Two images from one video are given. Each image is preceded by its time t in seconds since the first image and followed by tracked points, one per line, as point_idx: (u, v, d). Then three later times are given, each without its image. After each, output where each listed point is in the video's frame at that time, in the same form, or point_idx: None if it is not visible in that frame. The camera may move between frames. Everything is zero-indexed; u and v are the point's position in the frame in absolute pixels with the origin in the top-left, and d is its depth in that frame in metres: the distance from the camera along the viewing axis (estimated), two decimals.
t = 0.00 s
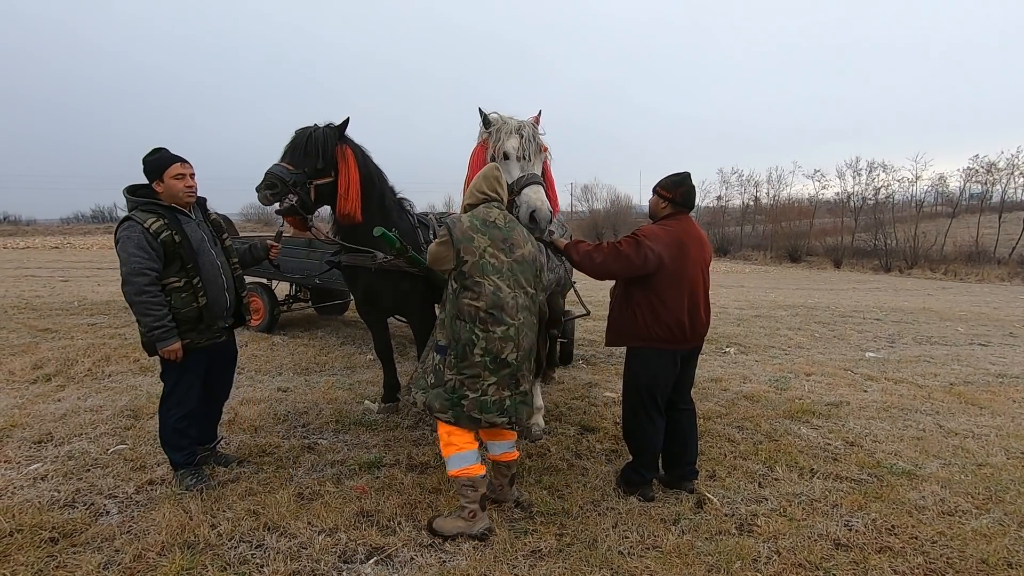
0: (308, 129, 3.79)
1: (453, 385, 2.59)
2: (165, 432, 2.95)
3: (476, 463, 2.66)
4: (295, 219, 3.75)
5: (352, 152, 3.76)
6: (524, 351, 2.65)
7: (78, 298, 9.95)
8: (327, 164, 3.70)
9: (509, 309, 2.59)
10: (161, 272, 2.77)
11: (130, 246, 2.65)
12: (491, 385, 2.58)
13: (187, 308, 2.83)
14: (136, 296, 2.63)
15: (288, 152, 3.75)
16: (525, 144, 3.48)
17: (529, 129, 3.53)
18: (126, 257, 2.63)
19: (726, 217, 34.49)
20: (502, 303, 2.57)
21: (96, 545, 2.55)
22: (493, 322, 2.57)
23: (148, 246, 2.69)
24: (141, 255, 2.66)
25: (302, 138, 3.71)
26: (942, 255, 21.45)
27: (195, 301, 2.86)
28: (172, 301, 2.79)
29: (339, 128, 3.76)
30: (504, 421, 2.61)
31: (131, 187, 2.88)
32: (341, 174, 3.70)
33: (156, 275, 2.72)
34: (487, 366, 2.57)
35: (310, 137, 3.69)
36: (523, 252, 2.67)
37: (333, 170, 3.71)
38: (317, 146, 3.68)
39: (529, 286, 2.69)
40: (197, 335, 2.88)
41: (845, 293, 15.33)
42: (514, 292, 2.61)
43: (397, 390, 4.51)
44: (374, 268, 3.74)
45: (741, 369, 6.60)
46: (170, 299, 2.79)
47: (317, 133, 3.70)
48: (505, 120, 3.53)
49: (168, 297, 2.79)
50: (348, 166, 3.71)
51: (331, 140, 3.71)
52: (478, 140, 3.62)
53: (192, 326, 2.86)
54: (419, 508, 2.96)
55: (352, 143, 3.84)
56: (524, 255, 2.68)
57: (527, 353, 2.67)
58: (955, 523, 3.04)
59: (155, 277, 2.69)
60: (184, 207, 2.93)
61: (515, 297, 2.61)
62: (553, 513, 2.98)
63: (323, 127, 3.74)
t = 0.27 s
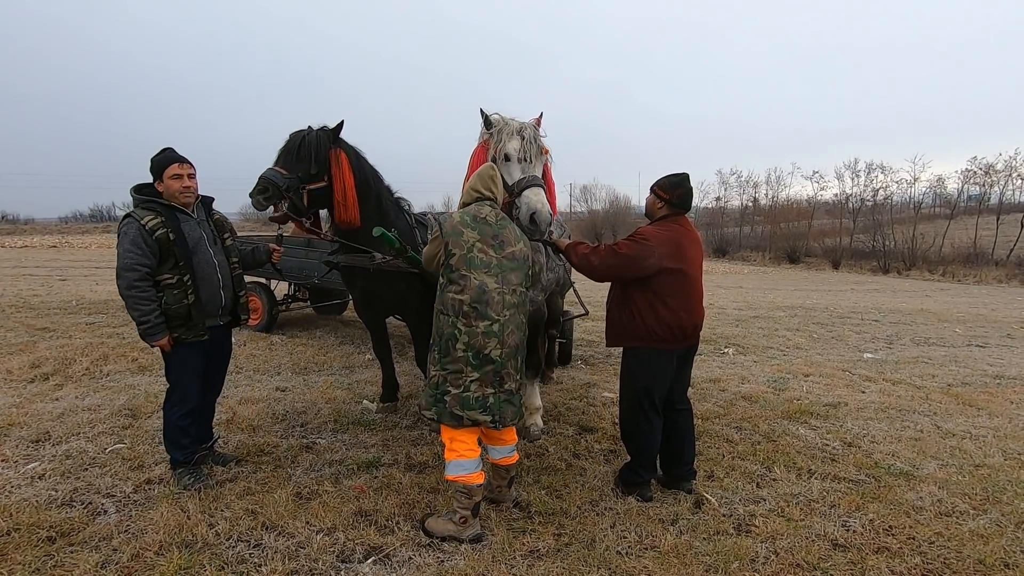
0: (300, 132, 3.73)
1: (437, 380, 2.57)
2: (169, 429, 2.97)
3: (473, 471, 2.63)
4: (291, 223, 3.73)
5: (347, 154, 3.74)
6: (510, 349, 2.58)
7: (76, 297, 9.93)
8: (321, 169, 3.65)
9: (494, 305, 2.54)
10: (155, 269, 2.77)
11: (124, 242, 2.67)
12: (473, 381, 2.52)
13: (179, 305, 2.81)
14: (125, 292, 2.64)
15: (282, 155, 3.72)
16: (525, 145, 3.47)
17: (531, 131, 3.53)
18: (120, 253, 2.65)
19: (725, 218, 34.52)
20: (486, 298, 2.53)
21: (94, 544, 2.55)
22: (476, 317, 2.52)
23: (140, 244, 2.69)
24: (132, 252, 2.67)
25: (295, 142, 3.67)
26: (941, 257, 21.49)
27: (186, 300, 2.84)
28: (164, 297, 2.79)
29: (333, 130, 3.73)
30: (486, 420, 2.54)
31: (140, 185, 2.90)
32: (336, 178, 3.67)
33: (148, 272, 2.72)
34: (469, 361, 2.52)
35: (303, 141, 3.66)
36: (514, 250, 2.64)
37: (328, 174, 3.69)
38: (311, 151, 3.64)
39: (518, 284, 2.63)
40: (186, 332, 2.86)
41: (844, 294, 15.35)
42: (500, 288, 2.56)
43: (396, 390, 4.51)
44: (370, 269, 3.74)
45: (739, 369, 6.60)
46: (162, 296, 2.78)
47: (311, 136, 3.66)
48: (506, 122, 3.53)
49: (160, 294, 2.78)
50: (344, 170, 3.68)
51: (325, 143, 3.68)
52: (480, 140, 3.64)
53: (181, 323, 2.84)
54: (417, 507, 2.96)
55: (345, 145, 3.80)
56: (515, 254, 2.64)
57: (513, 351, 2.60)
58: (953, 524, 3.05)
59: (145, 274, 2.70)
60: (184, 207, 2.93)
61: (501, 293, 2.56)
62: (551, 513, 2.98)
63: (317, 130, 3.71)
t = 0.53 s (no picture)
0: (298, 129, 3.66)
1: (435, 375, 2.58)
2: (171, 423, 2.96)
3: (473, 466, 2.64)
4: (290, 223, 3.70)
5: (345, 153, 3.72)
6: (508, 346, 2.59)
7: (73, 293, 9.90)
8: (321, 168, 3.59)
9: (495, 302, 2.54)
10: (150, 266, 2.78)
11: (121, 238, 2.69)
12: (471, 377, 2.53)
13: (173, 303, 2.82)
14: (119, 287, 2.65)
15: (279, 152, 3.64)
16: (540, 154, 3.44)
17: (542, 139, 3.49)
18: (117, 247, 2.68)
19: (723, 217, 34.56)
20: (487, 295, 2.53)
21: (91, 541, 2.55)
22: (476, 314, 2.52)
23: (136, 240, 2.70)
24: (127, 247, 2.68)
25: (294, 140, 3.61)
26: (938, 256, 21.54)
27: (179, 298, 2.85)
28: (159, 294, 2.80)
29: (332, 128, 3.69)
30: (483, 415, 2.55)
31: (146, 183, 2.91)
32: (336, 178, 3.65)
33: (143, 268, 2.73)
34: (469, 357, 2.53)
35: (303, 139, 3.58)
36: (514, 249, 2.65)
37: (328, 173, 3.64)
38: (311, 149, 3.57)
39: (517, 283, 2.63)
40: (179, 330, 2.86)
41: (841, 293, 15.38)
42: (500, 286, 2.56)
43: (394, 387, 4.51)
44: (368, 267, 3.74)
45: (737, 368, 6.62)
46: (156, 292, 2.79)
47: (310, 134, 3.59)
48: (519, 127, 3.47)
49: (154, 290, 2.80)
50: (343, 169, 3.66)
51: (325, 141, 3.63)
52: (489, 140, 3.54)
53: (174, 321, 2.85)
54: (415, 505, 2.96)
55: (343, 143, 3.78)
56: (515, 252, 2.65)
57: (511, 348, 2.60)
58: (948, 522, 3.06)
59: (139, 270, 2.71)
60: (185, 207, 2.93)
61: (500, 291, 2.56)
62: (549, 511, 2.99)
63: (316, 127, 3.64)
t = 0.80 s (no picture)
0: (297, 127, 3.62)
1: (433, 368, 2.58)
2: (165, 416, 2.98)
3: (469, 458, 2.64)
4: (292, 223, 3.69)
5: (345, 152, 3.70)
6: (506, 341, 2.59)
7: (71, 288, 9.88)
8: (321, 168, 3.58)
9: (493, 297, 2.54)
10: (153, 259, 2.77)
11: (124, 231, 2.68)
12: (469, 371, 2.53)
13: (174, 297, 2.81)
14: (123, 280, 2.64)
15: (278, 151, 3.61)
16: (555, 163, 3.52)
17: (555, 146, 3.55)
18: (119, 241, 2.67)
19: (721, 215, 34.58)
20: (485, 291, 2.53)
21: (90, 534, 2.55)
22: (475, 309, 2.52)
23: (139, 233, 2.69)
24: (130, 241, 2.67)
25: (293, 139, 3.58)
26: (935, 255, 21.59)
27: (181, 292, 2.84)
28: (160, 287, 2.79)
29: (331, 126, 3.66)
30: (480, 409, 2.55)
31: (147, 178, 2.91)
32: (336, 177, 3.64)
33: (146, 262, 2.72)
34: (466, 351, 2.52)
35: (302, 139, 3.56)
36: (515, 246, 2.65)
37: (328, 173, 3.64)
38: (312, 149, 3.56)
39: (517, 280, 2.63)
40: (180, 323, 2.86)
41: (839, 292, 15.42)
42: (499, 282, 2.56)
43: (392, 383, 4.51)
44: (369, 263, 3.74)
45: (734, 365, 6.63)
46: (159, 286, 2.78)
47: (310, 133, 3.57)
48: (534, 134, 3.49)
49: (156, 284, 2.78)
50: (344, 169, 3.65)
51: (324, 140, 3.61)
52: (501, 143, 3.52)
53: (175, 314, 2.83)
54: (413, 500, 2.97)
55: (342, 140, 3.75)
56: (515, 249, 2.65)
57: (509, 344, 2.60)
58: (943, 519, 3.08)
59: (143, 264, 2.70)
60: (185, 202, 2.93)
61: (499, 286, 2.56)
62: (547, 507, 2.99)
63: (315, 125, 3.61)
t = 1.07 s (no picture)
0: (293, 128, 3.61)
1: (427, 364, 2.58)
2: (165, 415, 2.97)
3: (464, 451, 2.64)
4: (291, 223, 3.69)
5: (343, 151, 3.69)
6: (499, 339, 2.58)
7: (68, 285, 9.86)
8: (319, 167, 3.56)
9: (487, 296, 2.54)
10: (153, 256, 2.76)
11: (124, 228, 2.67)
12: (461, 368, 2.52)
13: (174, 294, 2.81)
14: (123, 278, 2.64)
15: (276, 151, 3.60)
16: (574, 173, 3.53)
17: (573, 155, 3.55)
18: (119, 239, 2.66)
19: (720, 212, 34.59)
20: (479, 289, 2.53)
21: (88, 531, 2.55)
22: (468, 307, 2.53)
23: (139, 231, 2.68)
24: (130, 238, 2.66)
25: (292, 139, 3.56)
26: (934, 253, 21.61)
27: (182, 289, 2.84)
28: (161, 284, 2.79)
29: (329, 125, 3.65)
30: (472, 406, 2.55)
31: (142, 174, 2.90)
32: (335, 176, 3.64)
33: (146, 259, 2.72)
34: (459, 348, 2.52)
35: (300, 139, 3.55)
36: (512, 244, 2.65)
37: (327, 172, 3.63)
38: (309, 148, 3.55)
39: (512, 278, 2.63)
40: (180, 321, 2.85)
41: (837, 289, 15.43)
42: (494, 280, 2.56)
43: (391, 380, 4.52)
44: (369, 261, 3.74)
45: (732, 363, 6.64)
46: (160, 283, 2.78)
47: (307, 133, 3.55)
48: (556, 141, 3.47)
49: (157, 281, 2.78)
50: (342, 168, 3.65)
51: (322, 139, 3.60)
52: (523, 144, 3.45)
53: (177, 312, 2.84)
54: (412, 497, 2.97)
55: (340, 139, 3.75)
56: (512, 247, 2.64)
57: (502, 342, 2.58)
58: (940, 516, 3.09)
59: (143, 261, 2.69)
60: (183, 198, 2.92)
61: (493, 284, 2.56)
62: (545, 504, 3.00)
63: (312, 124, 3.60)
